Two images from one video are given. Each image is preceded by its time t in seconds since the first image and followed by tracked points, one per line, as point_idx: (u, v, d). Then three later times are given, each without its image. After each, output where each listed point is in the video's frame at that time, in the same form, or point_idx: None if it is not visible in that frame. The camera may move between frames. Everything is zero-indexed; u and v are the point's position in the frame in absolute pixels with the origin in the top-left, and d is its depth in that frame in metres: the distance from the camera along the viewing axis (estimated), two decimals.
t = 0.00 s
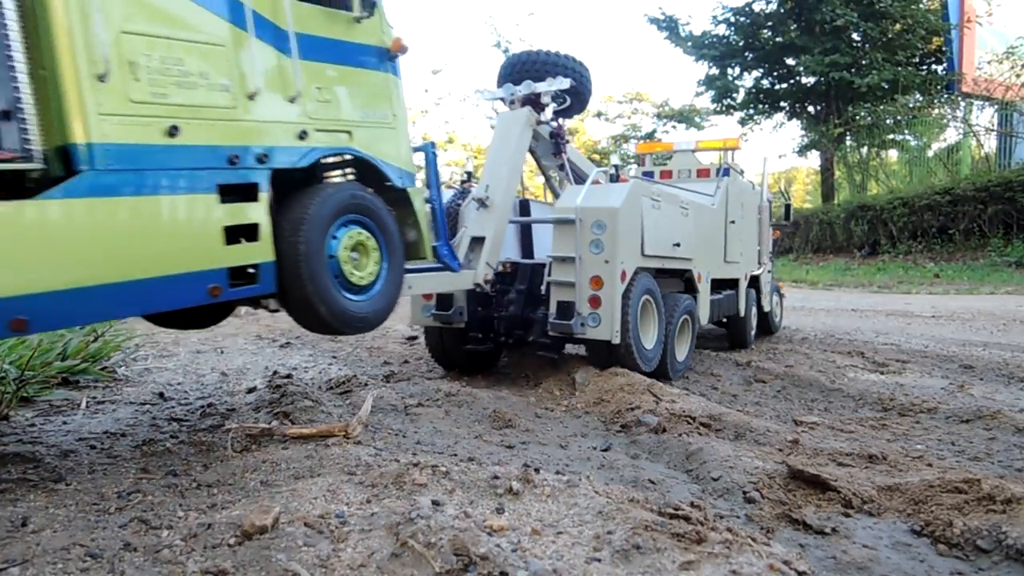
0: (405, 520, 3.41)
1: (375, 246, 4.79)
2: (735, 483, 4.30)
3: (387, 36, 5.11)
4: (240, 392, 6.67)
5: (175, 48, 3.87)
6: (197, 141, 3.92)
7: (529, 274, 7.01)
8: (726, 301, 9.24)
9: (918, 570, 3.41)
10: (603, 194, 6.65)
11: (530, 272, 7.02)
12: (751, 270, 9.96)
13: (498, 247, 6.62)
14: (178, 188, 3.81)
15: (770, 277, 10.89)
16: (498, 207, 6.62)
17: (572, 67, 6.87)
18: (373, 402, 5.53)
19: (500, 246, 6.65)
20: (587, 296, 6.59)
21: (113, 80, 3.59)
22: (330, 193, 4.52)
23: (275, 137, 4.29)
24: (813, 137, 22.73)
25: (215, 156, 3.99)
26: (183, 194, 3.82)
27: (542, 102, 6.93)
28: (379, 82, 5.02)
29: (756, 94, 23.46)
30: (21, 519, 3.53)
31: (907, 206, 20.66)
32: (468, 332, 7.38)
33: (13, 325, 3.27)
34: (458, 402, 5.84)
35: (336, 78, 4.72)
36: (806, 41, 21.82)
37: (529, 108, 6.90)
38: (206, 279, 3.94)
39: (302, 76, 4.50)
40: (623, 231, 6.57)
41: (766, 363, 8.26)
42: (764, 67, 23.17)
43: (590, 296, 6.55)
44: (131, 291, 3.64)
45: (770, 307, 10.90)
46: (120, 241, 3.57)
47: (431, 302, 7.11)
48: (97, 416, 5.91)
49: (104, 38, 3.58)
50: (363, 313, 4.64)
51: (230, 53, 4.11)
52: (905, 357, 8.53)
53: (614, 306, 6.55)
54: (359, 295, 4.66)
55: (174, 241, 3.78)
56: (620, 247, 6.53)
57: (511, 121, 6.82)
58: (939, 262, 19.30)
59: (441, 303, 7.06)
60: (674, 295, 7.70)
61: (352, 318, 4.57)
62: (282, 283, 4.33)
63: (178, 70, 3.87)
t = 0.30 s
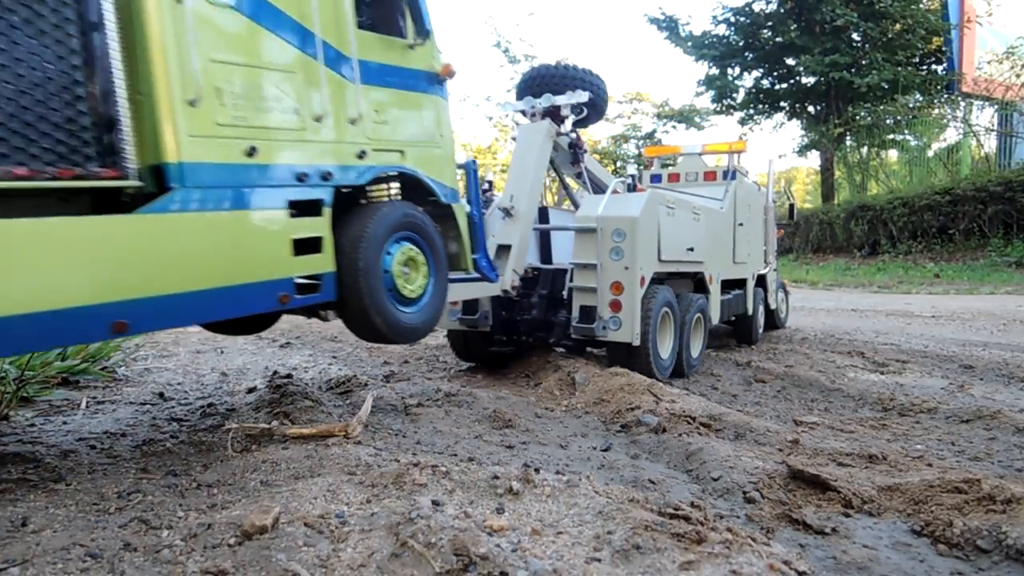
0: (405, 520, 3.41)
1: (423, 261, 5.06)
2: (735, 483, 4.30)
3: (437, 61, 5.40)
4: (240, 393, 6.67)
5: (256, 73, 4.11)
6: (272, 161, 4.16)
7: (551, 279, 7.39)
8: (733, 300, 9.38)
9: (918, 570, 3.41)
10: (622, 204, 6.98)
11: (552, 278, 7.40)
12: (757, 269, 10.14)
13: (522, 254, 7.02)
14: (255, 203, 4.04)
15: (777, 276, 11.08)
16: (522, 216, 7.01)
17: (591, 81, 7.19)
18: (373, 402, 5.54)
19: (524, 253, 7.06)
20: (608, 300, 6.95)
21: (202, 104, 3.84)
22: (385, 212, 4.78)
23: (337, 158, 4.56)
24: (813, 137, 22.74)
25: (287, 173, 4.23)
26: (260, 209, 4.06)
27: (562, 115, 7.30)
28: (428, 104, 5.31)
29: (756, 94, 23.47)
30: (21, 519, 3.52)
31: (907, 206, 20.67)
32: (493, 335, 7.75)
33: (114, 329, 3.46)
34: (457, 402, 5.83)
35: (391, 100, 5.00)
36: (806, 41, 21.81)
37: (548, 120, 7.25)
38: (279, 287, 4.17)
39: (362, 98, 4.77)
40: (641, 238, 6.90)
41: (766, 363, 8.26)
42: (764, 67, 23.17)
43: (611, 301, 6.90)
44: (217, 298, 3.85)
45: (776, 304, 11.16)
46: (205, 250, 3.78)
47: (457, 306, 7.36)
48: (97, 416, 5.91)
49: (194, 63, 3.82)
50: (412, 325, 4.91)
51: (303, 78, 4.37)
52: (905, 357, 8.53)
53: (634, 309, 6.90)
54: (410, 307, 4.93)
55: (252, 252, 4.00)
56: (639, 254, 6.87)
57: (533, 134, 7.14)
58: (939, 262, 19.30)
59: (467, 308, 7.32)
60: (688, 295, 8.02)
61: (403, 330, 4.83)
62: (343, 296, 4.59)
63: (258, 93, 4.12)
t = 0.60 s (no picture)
0: (406, 520, 3.41)
1: (464, 261, 5.35)
2: (735, 483, 4.30)
3: (474, 75, 5.78)
4: (240, 393, 6.67)
5: (320, 87, 4.49)
6: (333, 168, 4.54)
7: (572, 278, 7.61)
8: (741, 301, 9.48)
9: (918, 570, 3.41)
10: (641, 206, 7.14)
11: (571, 277, 7.60)
12: (765, 270, 10.25)
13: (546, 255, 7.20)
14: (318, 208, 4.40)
15: (783, 275, 11.20)
16: (546, 218, 7.20)
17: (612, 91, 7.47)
18: (373, 402, 5.54)
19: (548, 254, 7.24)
20: (627, 300, 7.10)
21: (274, 116, 4.22)
22: (430, 215, 5.08)
23: (389, 165, 4.93)
24: (813, 137, 22.74)
25: (346, 180, 4.60)
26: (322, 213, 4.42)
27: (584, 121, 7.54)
28: (468, 114, 5.67)
29: (756, 94, 23.47)
30: (21, 519, 3.52)
31: (907, 206, 20.67)
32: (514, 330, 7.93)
33: (197, 322, 3.80)
34: (455, 402, 5.82)
35: (436, 112, 5.36)
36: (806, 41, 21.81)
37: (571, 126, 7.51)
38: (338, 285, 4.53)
39: (411, 110, 5.14)
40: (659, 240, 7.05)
41: (766, 363, 8.26)
42: (764, 67, 23.17)
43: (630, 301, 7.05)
44: (284, 295, 4.21)
45: (782, 301, 11.33)
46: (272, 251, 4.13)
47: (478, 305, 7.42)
48: (97, 416, 5.91)
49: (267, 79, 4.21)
50: (455, 321, 5.22)
51: (360, 91, 4.76)
52: (905, 357, 8.53)
53: (652, 309, 7.04)
54: (453, 304, 5.25)
55: (314, 253, 4.36)
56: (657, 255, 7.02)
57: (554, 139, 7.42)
58: (939, 262, 19.30)
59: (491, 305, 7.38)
60: (701, 295, 8.15)
61: (448, 326, 5.14)
62: (393, 294, 4.91)
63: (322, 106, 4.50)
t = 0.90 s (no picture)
0: (406, 520, 3.41)
1: (489, 259, 5.75)
2: (735, 483, 4.30)
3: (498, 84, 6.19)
4: (240, 393, 6.67)
5: (365, 96, 4.91)
6: (377, 172, 4.95)
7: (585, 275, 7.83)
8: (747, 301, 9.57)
9: (918, 570, 3.41)
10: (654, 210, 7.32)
11: (586, 276, 7.83)
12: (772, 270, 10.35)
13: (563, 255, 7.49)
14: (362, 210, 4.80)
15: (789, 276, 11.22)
16: (563, 219, 7.50)
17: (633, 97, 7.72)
18: (373, 402, 5.54)
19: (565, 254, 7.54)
20: (639, 299, 7.29)
21: (326, 124, 4.62)
22: (460, 216, 5.48)
23: (424, 169, 5.35)
24: (813, 137, 22.75)
25: (387, 183, 5.02)
26: (369, 213, 4.83)
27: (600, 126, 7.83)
28: (494, 121, 6.10)
29: (755, 94, 23.47)
30: (21, 519, 3.52)
31: (907, 206, 20.67)
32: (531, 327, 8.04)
33: (262, 314, 4.21)
34: (454, 403, 5.82)
35: (464, 119, 5.79)
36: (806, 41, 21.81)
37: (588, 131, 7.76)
38: (381, 280, 4.94)
39: (444, 118, 5.58)
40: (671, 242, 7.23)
41: (766, 363, 8.26)
42: (764, 67, 23.16)
43: (642, 299, 7.24)
44: (335, 289, 4.63)
45: (788, 302, 11.37)
46: (325, 250, 4.54)
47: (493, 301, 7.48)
48: (96, 416, 5.91)
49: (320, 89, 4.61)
50: (484, 314, 5.62)
51: (399, 100, 5.18)
52: (905, 358, 8.52)
53: (663, 308, 7.23)
54: (481, 298, 5.65)
55: (361, 251, 4.77)
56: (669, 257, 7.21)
57: (572, 142, 7.69)
58: (939, 262, 19.30)
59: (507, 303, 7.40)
60: (709, 290, 8.31)
61: (478, 318, 5.55)
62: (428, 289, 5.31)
63: (367, 114, 4.92)
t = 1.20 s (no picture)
0: (406, 520, 3.41)
1: (508, 266, 6.11)
2: (735, 483, 4.30)
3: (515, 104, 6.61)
4: (240, 393, 6.67)
5: (401, 118, 5.32)
6: (409, 187, 5.33)
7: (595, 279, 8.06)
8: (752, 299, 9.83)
9: (918, 570, 3.41)
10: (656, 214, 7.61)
11: (594, 279, 8.04)
12: (776, 268, 10.59)
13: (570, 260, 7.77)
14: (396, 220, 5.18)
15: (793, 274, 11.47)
16: (569, 226, 7.78)
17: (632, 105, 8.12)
18: (373, 402, 5.54)
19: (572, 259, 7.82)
20: (644, 299, 7.56)
21: (366, 144, 5.01)
22: (479, 228, 5.83)
23: (450, 184, 5.74)
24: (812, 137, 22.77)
25: (419, 197, 5.40)
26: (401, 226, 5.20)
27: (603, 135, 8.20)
28: (513, 140, 6.51)
29: (755, 94, 23.47)
30: (21, 519, 3.52)
31: (906, 206, 20.68)
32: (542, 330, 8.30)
33: (311, 318, 4.60)
34: (454, 403, 5.82)
35: (486, 138, 6.18)
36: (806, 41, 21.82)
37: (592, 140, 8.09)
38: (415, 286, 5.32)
39: (469, 136, 5.98)
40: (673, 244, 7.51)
41: (766, 363, 8.26)
42: (764, 67, 23.17)
43: (648, 298, 7.51)
44: (375, 295, 5.02)
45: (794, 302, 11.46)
46: (366, 259, 4.94)
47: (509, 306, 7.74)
48: (96, 415, 5.91)
49: (361, 112, 5.00)
50: (504, 318, 5.98)
51: (430, 121, 5.59)
52: (905, 358, 8.52)
53: (669, 307, 7.50)
54: (500, 304, 5.99)
55: (398, 260, 5.16)
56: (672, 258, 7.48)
57: (576, 152, 8.01)
58: (939, 262, 19.30)
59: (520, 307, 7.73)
60: (714, 289, 8.59)
61: (500, 321, 5.92)
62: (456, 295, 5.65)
63: (402, 134, 5.31)
